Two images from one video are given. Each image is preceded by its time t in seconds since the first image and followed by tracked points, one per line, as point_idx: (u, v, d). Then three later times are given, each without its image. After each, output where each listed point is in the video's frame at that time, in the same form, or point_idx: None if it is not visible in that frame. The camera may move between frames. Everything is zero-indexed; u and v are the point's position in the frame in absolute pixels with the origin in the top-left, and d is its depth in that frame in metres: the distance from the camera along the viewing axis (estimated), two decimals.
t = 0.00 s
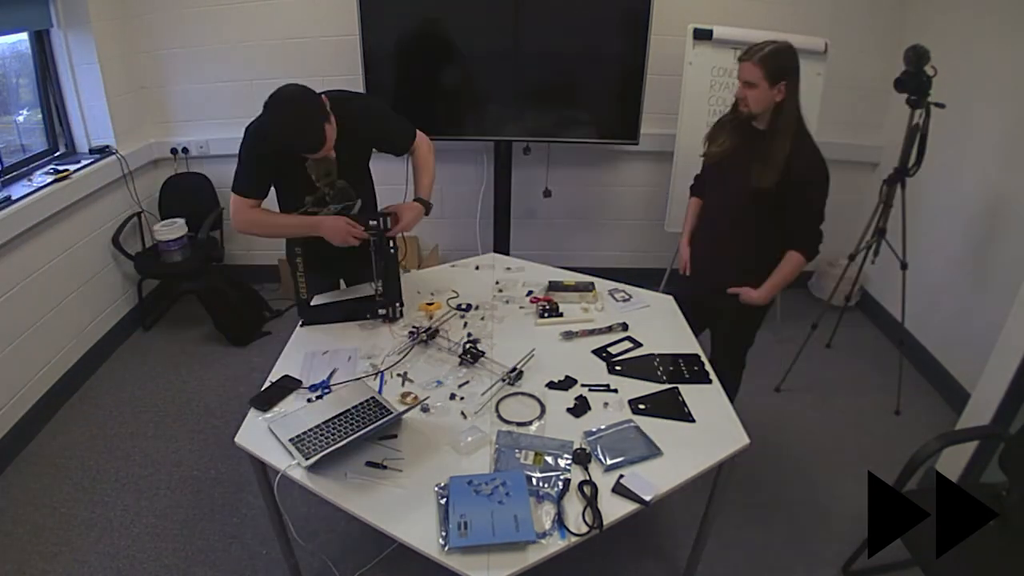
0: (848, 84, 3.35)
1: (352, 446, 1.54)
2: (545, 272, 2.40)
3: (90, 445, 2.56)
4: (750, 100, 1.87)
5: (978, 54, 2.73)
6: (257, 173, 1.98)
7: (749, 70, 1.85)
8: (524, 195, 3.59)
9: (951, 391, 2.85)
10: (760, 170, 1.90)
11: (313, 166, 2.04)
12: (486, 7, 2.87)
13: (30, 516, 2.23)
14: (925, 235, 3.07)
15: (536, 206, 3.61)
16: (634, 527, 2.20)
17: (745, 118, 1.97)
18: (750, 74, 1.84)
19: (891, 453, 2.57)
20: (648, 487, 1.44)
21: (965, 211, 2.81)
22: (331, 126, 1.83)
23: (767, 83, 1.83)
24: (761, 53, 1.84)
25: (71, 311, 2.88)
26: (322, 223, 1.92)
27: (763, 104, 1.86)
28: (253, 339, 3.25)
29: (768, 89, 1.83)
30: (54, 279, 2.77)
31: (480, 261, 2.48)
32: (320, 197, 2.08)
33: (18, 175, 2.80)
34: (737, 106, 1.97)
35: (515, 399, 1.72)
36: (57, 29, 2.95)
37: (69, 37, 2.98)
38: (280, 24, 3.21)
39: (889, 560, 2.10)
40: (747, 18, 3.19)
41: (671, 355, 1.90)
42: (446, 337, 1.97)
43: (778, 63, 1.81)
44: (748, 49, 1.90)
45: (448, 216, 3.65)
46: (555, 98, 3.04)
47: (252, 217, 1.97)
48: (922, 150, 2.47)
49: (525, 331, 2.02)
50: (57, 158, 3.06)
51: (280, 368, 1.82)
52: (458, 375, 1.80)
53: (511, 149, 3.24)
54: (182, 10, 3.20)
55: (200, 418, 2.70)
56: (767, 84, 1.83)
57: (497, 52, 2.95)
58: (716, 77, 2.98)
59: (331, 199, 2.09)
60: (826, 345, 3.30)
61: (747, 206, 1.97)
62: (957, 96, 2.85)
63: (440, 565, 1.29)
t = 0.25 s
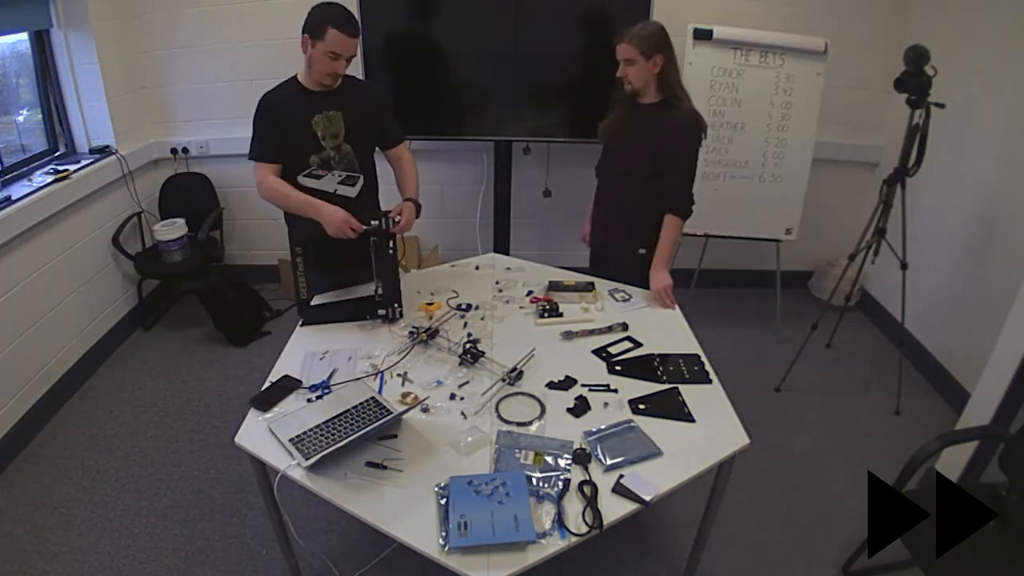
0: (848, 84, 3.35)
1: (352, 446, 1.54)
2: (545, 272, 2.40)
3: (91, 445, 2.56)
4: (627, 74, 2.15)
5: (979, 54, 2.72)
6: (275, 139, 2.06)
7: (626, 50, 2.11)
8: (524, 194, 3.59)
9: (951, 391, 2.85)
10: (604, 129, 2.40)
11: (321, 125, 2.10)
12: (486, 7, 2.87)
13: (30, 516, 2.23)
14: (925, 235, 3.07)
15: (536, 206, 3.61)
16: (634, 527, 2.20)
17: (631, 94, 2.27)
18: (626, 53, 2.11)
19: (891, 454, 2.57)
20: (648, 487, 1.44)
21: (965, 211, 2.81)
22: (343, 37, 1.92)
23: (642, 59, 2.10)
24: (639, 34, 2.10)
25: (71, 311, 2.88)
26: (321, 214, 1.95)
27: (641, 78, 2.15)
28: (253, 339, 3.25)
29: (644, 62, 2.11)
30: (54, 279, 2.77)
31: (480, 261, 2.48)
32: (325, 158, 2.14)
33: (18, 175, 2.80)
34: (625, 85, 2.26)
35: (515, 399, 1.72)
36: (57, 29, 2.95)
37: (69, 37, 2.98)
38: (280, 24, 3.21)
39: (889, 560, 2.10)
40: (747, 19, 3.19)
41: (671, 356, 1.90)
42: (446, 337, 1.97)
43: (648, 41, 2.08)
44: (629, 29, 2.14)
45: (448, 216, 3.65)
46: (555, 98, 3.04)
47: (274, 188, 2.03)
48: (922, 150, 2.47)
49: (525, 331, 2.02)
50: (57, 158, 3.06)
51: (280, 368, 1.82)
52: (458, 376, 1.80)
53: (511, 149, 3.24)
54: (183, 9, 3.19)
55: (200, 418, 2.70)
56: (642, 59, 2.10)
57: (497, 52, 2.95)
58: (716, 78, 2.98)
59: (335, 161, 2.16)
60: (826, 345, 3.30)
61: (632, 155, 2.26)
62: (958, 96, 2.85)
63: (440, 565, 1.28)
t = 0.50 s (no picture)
0: (848, 84, 3.35)
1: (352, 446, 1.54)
2: (545, 272, 2.40)
3: (91, 445, 2.56)
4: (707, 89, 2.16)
5: (979, 54, 2.72)
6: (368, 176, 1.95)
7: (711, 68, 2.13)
8: (524, 194, 3.59)
9: (951, 391, 2.85)
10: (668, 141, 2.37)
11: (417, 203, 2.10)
12: (486, 7, 2.87)
13: (30, 516, 2.23)
14: (925, 235, 3.07)
15: (536, 205, 3.61)
16: (634, 527, 2.21)
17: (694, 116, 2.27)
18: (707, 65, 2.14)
19: (890, 454, 2.57)
20: (648, 487, 1.44)
21: (965, 211, 2.81)
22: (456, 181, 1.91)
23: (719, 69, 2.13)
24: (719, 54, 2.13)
25: (71, 311, 2.88)
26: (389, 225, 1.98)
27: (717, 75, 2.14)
28: (253, 339, 3.25)
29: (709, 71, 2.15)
30: (54, 279, 2.77)
31: (481, 261, 2.48)
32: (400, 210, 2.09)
33: (18, 175, 2.80)
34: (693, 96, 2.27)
35: (515, 399, 1.72)
36: (57, 29, 2.95)
37: (69, 37, 2.98)
38: (280, 24, 3.21)
39: (889, 560, 2.10)
40: (747, 19, 3.20)
41: (671, 356, 1.90)
42: (446, 337, 1.97)
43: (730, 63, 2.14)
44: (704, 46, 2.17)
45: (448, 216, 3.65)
46: (555, 98, 3.04)
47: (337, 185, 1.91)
48: (922, 150, 2.47)
49: (525, 331, 2.02)
50: (57, 158, 3.06)
51: (280, 368, 1.82)
52: (459, 376, 1.80)
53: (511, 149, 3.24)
54: (182, 9, 3.19)
55: (199, 418, 2.70)
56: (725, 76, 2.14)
57: (497, 52, 2.95)
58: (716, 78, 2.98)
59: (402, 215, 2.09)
60: (826, 345, 3.30)
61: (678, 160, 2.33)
62: (957, 96, 2.85)
63: (440, 565, 1.29)
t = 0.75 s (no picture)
0: (848, 84, 3.35)
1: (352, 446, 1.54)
2: (545, 272, 2.40)
3: (91, 445, 2.56)
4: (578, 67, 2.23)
5: (979, 54, 2.72)
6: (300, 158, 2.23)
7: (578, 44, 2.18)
8: (524, 194, 3.59)
9: (951, 391, 2.85)
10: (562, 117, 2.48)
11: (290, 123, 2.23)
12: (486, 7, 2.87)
13: (30, 516, 2.23)
14: (925, 235, 3.07)
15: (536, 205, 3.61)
16: (634, 527, 2.20)
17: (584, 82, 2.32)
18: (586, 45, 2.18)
19: (890, 454, 2.56)
20: (648, 487, 1.44)
21: (965, 211, 2.81)
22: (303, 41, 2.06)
23: (592, 58, 2.18)
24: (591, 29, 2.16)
25: (71, 311, 2.88)
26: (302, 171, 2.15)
27: (589, 74, 2.22)
28: (253, 339, 3.25)
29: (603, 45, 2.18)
30: (54, 279, 2.77)
31: (480, 261, 2.48)
32: (296, 154, 2.26)
33: (18, 175, 2.80)
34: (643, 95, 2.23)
35: (515, 399, 1.72)
36: (57, 29, 2.95)
37: (69, 37, 2.98)
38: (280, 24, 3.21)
39: (889, 560, 2.10)
40: (747, 19, 3.20)
41: (671, 356, 1.90)
42: (446, 337, 1.97)
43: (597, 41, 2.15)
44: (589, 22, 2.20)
45: (448, 216, 3.65)
46: (555, 98, 3.04)
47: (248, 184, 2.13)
48: (922, 150, 2.47)
49: (525, 331, 2.02)
50: (57, 158, 3.06)
51: (280, 368, 1.82)
52: (459, 376, 1.80)
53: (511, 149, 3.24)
54: (182, 9, 3.19)
55: (199, 418, 2.70)
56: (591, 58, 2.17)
57: (497, 52, 2.95)
58: (716, 78, 2.98)
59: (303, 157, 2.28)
60: (826, 345, 3.30)
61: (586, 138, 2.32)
62: (958, 96, 2.85)
63: (440, 565, 1.29)
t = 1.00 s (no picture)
0: (848, 84, 3.35)
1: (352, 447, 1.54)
2: (545, 272, 2.40)
3: (91, 444, 2.56)
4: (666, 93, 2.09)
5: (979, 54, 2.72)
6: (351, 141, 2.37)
7: (665, 67, 2.04)
8: (524, 194, 3.59)
9: (951, 391, 2.85)
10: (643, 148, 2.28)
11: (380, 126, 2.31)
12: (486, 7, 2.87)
13: (30, 516, 2.23)
14: (925, 235, 3.07)
15: (536, 205, 3.61)
16: (634, 527, 2.20)
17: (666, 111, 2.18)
18: (665, 69, 2.04)
19: (890, 454, 2.56)
20: (648, 487, 1.44)
21: (965, 211, 2.81)
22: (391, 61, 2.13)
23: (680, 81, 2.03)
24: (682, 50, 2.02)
25: (71, 310, 2.88)
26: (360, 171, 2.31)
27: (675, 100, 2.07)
28: (253, 339, 3.25)
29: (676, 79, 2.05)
30: (54, 279, 2.77)
31: (480, 261, 2.48)
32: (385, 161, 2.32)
33: (18, 175, 2.80)
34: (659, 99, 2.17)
35: (516, 399, 1.72)
36: (57, 29, 2.95)
37: (69, 37, 2.98)
38: (280, 24, 3.21)
39: (889, 560, 2.10)
40: (747, 19, 3.20)
41: (671, 356, 1.90)
42: (446, 337, 1.97)
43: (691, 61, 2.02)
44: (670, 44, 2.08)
45: (447, 216, 3.65)
46: (555, 98, 3.04)
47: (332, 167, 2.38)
48: (922, 150, 2.47)
49: (525, 332, 2.02)
50: (57, 158, 3.06)
51: (281, 368, 1.82)
52: (459, 376, 1.80)
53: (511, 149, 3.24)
54: (182, 9, 3.20)
55: (199, 418, 2.70)
56: (681, 80, 2.03)
57: (497, 52, 2.95)
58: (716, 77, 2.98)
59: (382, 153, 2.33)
60: (826, 345, 3.30)
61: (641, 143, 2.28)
62: (958, 96, 2.85)
63: (440, 565, 1.29)
